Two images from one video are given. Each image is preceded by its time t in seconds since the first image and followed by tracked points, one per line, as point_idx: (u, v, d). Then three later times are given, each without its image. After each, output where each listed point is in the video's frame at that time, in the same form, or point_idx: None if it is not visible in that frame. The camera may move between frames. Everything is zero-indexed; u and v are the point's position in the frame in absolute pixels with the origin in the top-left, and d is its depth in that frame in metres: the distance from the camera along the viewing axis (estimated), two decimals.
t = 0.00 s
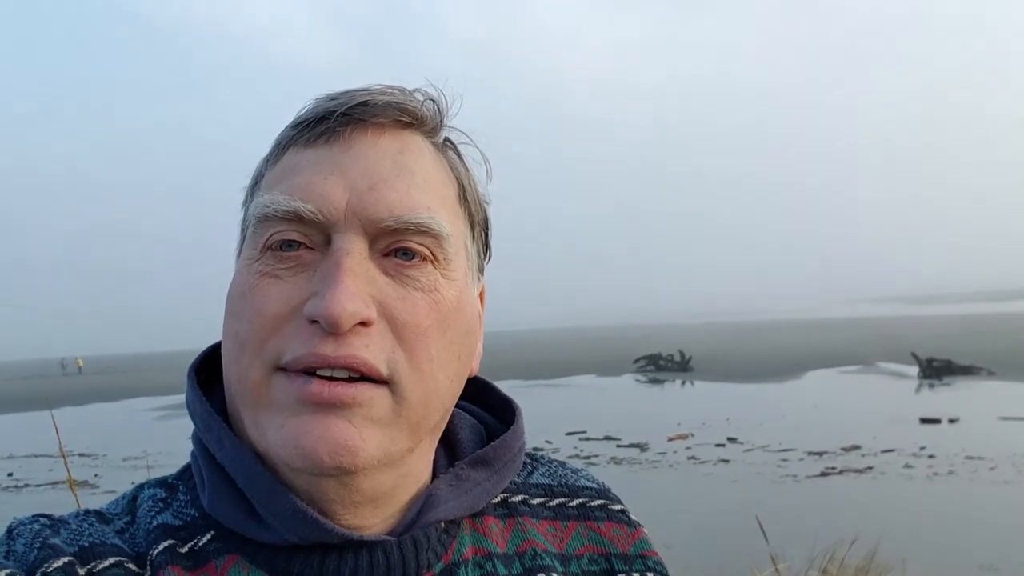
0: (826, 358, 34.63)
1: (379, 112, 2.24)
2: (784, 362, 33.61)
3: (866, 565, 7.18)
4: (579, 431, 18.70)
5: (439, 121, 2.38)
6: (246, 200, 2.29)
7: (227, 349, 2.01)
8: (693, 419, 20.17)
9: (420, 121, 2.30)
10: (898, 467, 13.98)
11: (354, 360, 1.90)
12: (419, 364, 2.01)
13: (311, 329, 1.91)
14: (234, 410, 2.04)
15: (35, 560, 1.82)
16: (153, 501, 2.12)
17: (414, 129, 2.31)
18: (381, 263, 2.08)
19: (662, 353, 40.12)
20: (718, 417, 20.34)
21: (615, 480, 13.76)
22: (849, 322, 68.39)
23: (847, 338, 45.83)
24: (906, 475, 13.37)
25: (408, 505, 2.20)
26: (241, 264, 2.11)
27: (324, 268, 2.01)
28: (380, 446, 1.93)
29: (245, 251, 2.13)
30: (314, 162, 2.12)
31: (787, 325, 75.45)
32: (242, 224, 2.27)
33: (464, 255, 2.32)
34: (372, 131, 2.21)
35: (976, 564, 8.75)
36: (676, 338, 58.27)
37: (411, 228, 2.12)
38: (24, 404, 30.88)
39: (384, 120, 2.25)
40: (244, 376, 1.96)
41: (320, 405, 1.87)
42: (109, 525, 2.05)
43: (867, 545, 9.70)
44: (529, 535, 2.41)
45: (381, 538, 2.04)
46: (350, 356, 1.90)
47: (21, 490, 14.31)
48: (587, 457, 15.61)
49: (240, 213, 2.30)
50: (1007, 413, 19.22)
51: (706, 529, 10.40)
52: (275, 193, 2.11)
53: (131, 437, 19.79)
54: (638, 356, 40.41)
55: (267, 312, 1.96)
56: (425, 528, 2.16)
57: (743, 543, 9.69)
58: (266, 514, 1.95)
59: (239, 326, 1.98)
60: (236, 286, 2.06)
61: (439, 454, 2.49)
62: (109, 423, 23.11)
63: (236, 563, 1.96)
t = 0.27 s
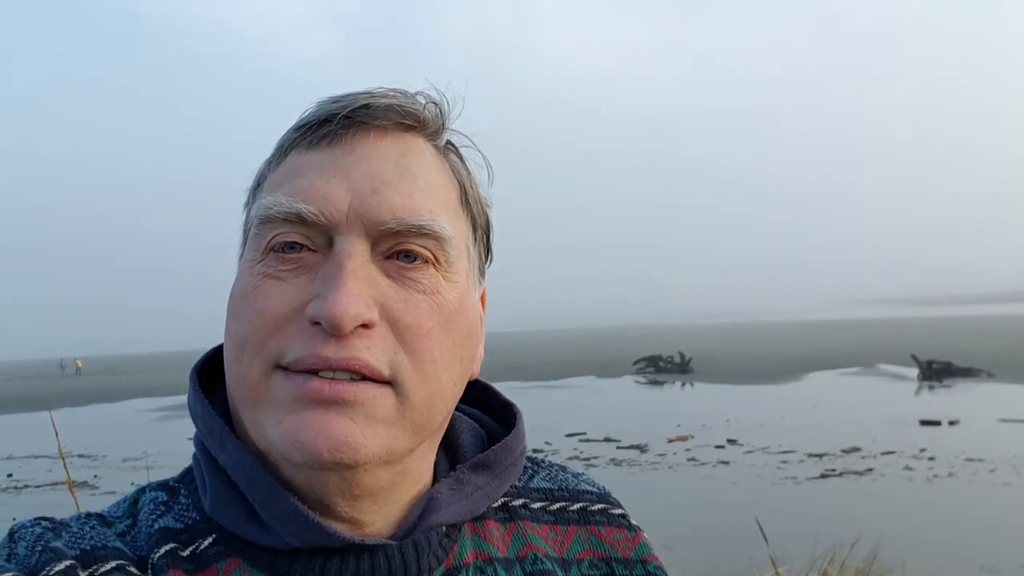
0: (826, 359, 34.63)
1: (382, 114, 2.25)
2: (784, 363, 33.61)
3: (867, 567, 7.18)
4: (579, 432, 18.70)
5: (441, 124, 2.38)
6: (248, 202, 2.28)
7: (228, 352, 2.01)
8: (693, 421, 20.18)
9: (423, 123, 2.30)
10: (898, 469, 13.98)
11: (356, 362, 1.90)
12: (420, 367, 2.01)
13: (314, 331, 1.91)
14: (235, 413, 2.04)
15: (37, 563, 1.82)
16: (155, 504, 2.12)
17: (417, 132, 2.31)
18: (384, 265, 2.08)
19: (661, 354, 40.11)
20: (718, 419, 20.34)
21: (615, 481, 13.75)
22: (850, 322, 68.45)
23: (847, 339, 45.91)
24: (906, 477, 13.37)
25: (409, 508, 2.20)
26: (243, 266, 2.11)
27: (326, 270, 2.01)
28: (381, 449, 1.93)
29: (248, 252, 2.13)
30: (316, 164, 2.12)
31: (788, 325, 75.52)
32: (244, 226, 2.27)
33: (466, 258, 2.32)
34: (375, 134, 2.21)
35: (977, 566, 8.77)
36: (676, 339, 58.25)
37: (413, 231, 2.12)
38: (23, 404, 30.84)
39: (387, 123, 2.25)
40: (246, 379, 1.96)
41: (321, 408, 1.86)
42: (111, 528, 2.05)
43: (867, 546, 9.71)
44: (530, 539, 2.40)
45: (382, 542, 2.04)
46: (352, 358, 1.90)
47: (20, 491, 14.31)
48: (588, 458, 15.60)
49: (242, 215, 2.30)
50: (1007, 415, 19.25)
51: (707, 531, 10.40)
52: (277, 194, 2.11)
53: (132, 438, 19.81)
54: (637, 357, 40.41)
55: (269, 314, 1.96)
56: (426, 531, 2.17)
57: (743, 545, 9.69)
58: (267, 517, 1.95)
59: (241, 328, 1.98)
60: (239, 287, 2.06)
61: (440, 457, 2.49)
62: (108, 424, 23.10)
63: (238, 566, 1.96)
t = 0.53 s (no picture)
0: (826, 359, 34.63)
1: (383, 112, 2.25)
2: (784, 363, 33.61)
3: (865, 567, 7.18)
4: (579, 431, 18.70)
5: (441, 122, 2.39)
6: (249, 199, 2.29)
7: (229, 348, 2.02)
8: (692, 420, 20.19)
9: (423, 121, 2.31)
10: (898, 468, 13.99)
11: (357, 358, 1.90)
12: (421, 364, 2.02)
13: (315, 327, 1.92)
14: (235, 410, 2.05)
15: (37, 559, 1.82)
16: (154, 501, 2.13)
17: (417, 130, 2.31)
18: (384, 263, 2.09)
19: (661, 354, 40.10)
20: (718, 418, 20.34)
21: (615, 480, 13.76)
22: (850, 322, 68.44)
23: (847, 339, 45.91)
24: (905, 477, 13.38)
25: (409, 505, 2.21)
26: (243, 263, 2.12)
27: (326, 267, 2.01)
28: (382, 446, 1.94)
29: (248, 249, 2.13)
30: (317, 161, 2.12)
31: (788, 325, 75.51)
32: (244, 224, 2.27)
33: (466, 256, 2.32)
34: (375, 131, 2.22)
35: (977, 565, 8.79)
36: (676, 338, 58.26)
37: (414, 228, 2.13)
38: (23, 404, 30.83)
39: (388, 120, 2.25)
40: (246, 376, 1.96)
41: (322, 405, 1.87)
42: (110, 525, 2.06)
43: (867, 546, 9.72)
44: (528, 538, 2.41)
45: (381, 540, 2.05)
46: (352, 354, 1.90)
47: (20, 490, 14.32)
48: (587, 457, 15.61)
49: (242, 212, 2.30)
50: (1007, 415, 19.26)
51: (706, 530, 10.41)
52: (278, 191, 2.11)
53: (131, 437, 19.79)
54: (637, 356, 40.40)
55: (270, 309, 1.96)
56: (425, 529, 2.17)
57: (743, 544, 9.69)
58: (266, 514, 1.95)
59: (242, 324, 1.99)
60: (240, 283, 2.06)
61: (439, 456, 2.49)
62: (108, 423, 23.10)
63: (236, 563, 1.97)
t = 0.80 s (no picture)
0: (827, 359, 34.62)
1: (379, 110, 2.25)
2: (784, 363, 33.59)
3: (865, 567, 7.17)
4: (579, 431, 18.70)
5: (437, 120, 2.39)
6: (245, 199, 2.29)
7: (226, 348, 2.01)
8: (692, 420, 20.17)
9: (419, 120, 2.30)
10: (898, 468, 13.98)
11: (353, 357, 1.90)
12: (417, 364, 2.02)
13: (310, 326, 1.91)
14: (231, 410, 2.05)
15: (32, 559, 1.83)
16: (149, 500, 2.13)
17: (413, 128, 2.31)
18: (381, 262, 2.08)
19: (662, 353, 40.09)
20: (718, 418, 20.34)
21: (614, 479, 13.75)
22: (852, 322, 68.34)
23: (848, 338, 45.85)
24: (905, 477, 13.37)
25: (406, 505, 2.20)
26: (239, 263, 2.11)
27: (323, 266, 2.01)
28: (378, 444, 1.93)
29: (244, 249, 2.13)
30: (313, 159, 2.12)
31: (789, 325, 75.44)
32: (241, 223, 2.26)
33: (462, 254, 2.32)
34: (372, 129, 2.21)
35: (976, 565, 8.79)
36: (676, 338, 58.22)
37: (410, 226, 2.12)
38: (23, 403, 30.81)
39: (384, 118, 2.25)
40: (242, 375, 1.96)
41: (318, 405, 1.86)
42: (105, 524, 2.06)
43: (866, 545, 9.72)
44: (524, 539, 2.41)
45: (376, 540, 2.05)
46: (347, 354, 1.89)
47: (20, 489, 14.31)
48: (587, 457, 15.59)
49: (238, 212, 2.30)
50: (1007, 415, 19.24)
51: (705, 530, 10.41)
52: (274, 190, 2.11)
53: (131, 436, 19.79)
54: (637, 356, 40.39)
55: (267, 309, 1.96)
56: (421, 530, 2.17)
57: (742, 544, 9.69)
58: (262, 513, 1.95)
59: (238, 324, 1.98)
60: (236, 283, 2.06)
61: (435, 456, 2.49)
62: (108, 423, 23.08)
63: (231, 564, 1.96)
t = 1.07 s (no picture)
0: (828, 359, 34.59)
1: (382, 108, 2.25)
2: (786, 362, 33.57)
3: (865, 566, 7.17)
4: (580, 430, 18.71)
5: (440, 119, 2.40)
6: (247, 197, 2.29)
7: (227, 346, 2.01)
8: (693, 419, 20.17)
9: (422, 118, 2.31)
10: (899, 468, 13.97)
11: (356, 353, 1.91)
12: (420, 360, 2.02)
13: (314, 323, 1.92)
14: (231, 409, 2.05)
15: (30, 557, 1.84)
16: (149, 498, 2.13)
17: (417, 126, 2.31)
18: (384, 259, 2.09)
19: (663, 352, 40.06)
20: (719, 417, 20.34)
21: (615, 479, 13.76)
22: (854, 322, 68.22)
23: (850, 338, 45.77)
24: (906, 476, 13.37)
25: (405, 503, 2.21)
26: (241, 260, 2.11)
27: (327, 263, 2.01)
28: (381, 441, 1.94)
29: (246, 247, 2.13)
30: (317, 157, 2.12)
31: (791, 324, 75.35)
32: (242, 221, 2.26)
33: (464, 252, 2.33)
34: (376, 128, 2.22)
35: (976, 564, 8.79)
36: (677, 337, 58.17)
37: (414, 225, 2.13)
38: (25, 402, 30.84)
39: (388, 117, 2.26)
40: (245, 372, 1.96)
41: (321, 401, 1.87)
42: (104, 522, 2.07)
43: (866, 545, 9.72)
44: (523, 537, 2.41)
45: (375, 538, 2.05)
46: (351, 349, 1.90)
47: (21, 488, 14.33)
48: (588, 456, 15.61)
49: (239, 211, 2.30)
50: (1009, 414, 19.22)
51: (706, 529, 10.41)
52: (277, 189, 2.11)
53: (133, 435, 19.84)
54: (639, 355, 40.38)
55: (270, 306, 1.97)
56: (419, 528, 2.17)
57: (743, 544, 9.69)
58: (260, 511, 1.95)
59: (240, 320, 1.99)
60: (238, 280, 2.06)
61: (434, 454, 2.49)
62: (109, 421, 23.11)
63: (230, 561, 1.97)
